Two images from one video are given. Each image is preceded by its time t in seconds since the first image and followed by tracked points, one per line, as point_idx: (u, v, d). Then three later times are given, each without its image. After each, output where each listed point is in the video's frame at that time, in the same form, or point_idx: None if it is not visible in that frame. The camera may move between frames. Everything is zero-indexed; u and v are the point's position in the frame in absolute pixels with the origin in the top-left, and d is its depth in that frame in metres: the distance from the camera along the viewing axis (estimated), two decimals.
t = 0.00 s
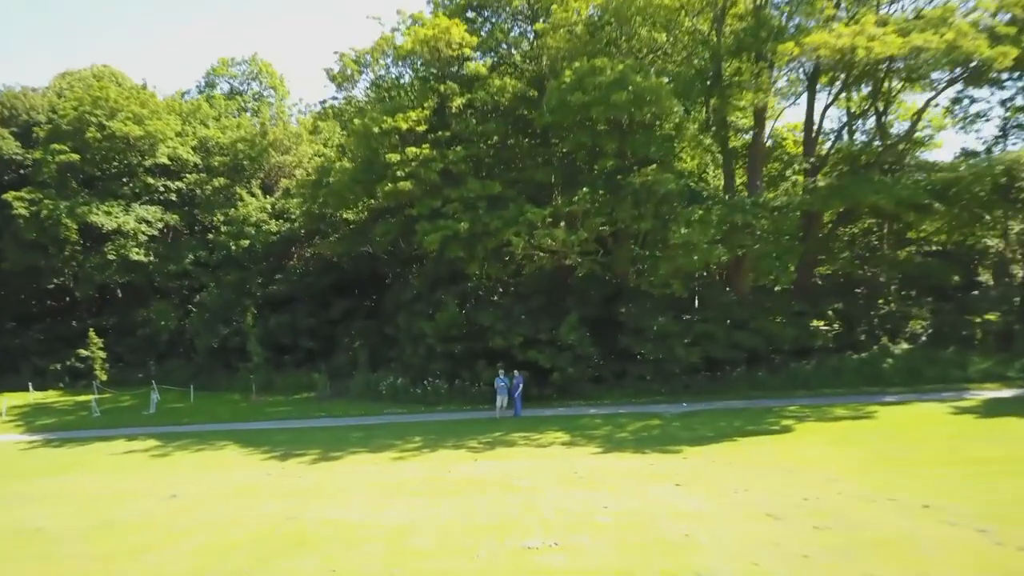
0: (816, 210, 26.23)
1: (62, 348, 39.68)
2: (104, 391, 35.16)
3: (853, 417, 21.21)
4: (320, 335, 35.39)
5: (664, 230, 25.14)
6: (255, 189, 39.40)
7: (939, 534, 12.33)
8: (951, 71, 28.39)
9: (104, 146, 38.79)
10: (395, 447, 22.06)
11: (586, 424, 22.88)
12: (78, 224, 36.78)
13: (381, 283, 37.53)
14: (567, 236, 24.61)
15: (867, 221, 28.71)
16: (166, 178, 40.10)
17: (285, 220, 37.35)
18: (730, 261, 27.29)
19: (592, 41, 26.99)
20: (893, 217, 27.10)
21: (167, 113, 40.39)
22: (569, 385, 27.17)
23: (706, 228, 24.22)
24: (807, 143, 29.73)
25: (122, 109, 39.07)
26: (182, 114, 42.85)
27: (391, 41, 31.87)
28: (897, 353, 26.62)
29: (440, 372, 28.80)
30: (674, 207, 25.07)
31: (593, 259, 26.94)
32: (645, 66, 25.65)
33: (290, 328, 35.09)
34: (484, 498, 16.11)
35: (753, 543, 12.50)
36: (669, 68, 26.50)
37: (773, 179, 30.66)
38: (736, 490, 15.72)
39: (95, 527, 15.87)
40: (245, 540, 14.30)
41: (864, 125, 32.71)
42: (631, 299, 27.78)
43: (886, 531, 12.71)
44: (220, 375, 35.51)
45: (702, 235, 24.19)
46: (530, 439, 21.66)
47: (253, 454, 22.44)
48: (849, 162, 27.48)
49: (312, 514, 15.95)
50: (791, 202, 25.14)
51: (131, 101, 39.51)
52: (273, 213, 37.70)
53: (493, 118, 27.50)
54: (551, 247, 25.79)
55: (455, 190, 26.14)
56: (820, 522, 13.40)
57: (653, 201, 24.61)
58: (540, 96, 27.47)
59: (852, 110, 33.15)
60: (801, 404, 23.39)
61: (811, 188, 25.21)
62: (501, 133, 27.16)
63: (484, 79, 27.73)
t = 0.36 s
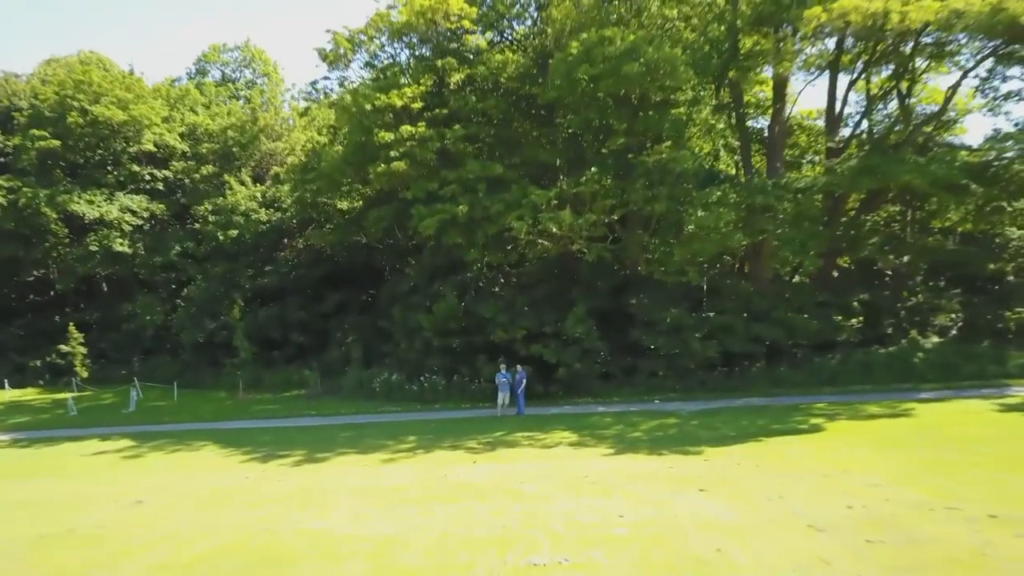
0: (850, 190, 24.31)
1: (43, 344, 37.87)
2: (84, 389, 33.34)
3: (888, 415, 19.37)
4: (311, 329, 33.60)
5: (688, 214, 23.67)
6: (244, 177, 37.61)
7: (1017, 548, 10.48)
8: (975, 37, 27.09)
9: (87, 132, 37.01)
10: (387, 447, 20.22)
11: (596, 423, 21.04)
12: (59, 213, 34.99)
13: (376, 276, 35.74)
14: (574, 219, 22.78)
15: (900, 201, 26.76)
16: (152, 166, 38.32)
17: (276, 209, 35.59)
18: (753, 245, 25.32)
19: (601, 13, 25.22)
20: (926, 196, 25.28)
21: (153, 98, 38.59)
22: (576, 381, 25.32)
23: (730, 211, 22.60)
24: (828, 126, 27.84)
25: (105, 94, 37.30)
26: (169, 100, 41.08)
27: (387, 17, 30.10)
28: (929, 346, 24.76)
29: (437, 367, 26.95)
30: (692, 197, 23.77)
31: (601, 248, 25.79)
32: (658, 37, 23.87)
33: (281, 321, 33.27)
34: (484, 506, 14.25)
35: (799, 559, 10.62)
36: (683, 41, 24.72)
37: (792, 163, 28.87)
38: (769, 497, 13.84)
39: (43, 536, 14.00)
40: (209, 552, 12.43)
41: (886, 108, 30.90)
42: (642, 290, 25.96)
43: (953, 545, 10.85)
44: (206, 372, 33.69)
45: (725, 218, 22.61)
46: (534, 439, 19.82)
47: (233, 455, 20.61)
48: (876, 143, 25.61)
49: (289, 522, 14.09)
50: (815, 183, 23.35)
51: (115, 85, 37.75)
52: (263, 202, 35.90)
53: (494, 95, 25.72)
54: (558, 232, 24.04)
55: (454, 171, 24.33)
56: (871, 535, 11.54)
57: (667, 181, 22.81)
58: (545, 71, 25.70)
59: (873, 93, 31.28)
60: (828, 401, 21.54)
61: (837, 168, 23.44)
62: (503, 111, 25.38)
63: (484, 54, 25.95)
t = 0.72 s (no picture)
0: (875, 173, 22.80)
1: (25, 341, 36.31)
2: (65, 387, 31.77)
3: (923, 414, 17.76)
4: (303, 324, 32.03)
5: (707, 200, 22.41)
6: (235, 166, 36.06)
7: None
8: (1005, 15, 25.54)
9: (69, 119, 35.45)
10: (377, 448, 18.63)
11: (604, 423, 19.45)
12: (39, 202, 33.43)
13: (372, 269, 34.16)
14: (580, 202, 21.20)
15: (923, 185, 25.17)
16: (138, 155, 36.78)
17: (267, 199, 34.08)
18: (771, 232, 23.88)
19: None
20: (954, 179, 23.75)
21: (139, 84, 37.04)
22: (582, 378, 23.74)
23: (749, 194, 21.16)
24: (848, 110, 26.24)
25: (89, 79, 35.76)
26: (158, 87, 39.55)
27: None
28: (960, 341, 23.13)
29: (434, 364, 25.37)
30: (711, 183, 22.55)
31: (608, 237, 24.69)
32: (672, 8, 22.28)
33: (271, 316, 31.70)
34: (483, 516, 12.62)
35: None
36: (698, 13, 23.15)
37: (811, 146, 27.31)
38: (805, 506, 12.22)
39: None
40: (164, 565, 10.82)
41: (908, 91, 29.31)
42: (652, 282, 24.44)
43: None
44: (193, 369, 32.11)
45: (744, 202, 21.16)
46: (538, 439, 18.22)
47: (212, 457, 19.01)
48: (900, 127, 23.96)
49: (262, 532, 12.48)
50: (840, 165, 21.78)
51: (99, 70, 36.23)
52: (254, 191, 34.35)
53: (495, 74, 24.21)
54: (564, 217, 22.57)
55: (452, 152, 22.76)
56: (930, 550, 9.91)
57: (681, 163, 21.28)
58: (550, 47, 24.14)
59: (892, 78, 29.65)
60: (855, 400, 19.93)
61: (863, 148, 21.85)
62: (505, 90, 23.84)
63: (483, 30, 24.48)
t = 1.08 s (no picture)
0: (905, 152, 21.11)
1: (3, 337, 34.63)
2: (42, 385, 30.08)
3: (971, 413, 16.00)
4: (293, 319, 30.32)
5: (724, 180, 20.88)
6: (223, 154, 34.45)
7: None
8: None
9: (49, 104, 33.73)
10: (365, 451, 16.87)
11: (615, 423, 17.72)
12: (16, 191, 31.72)
13: (367, 262, 32.47)
14: (589, 183, 19.48)
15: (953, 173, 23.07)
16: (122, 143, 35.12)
17: (256, 188, 32.46)
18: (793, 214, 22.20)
19: None
20: (991, 159, 21.94)
21: (123, 68, 35.29)
22: (589, 374, 22.01)
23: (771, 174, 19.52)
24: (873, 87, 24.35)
25: (69, 62, 34.08)
26: (143, 72, 37.92)
27: None
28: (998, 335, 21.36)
29: (431, 359, 23.65)
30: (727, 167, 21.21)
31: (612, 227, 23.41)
32: None
33: (259, 311, 30.00)
34: (479, 528, 10.89)
35: None
36: None
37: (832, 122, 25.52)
38: (854, 518, 10.48)
39: None
40: None
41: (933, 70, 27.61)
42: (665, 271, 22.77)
43: None
44: (177, 367, 30.40)
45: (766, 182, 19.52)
46: (543, 441, 16.50)
47: (184, 459, 17.29)
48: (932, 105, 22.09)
49: (223, 546, 10.74)
50: (870, 142, 20.05)
51: (80, 53, 34.54)
52: (242, 180, 32.62)
53: (495, 48, 22.54)
54: (570, 199, 20.88)
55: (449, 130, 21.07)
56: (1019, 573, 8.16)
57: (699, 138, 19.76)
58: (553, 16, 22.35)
59: (917, 56, 27.97)
60: (890, 397, 18.18)
61: (895, 124, 20.12)
62: (506, 64, 22.16)
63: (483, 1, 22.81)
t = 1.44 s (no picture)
0: (934, 131, 19.70)
1: None
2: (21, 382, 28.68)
3: (1018, 411, 14.52)
4: (284, 314, 28.87)
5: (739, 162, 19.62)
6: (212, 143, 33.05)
7: None
8: None
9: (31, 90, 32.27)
10: (353, 452, 15.43)
11: (626, 422, 16.27)
12: None
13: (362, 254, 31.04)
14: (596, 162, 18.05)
15: (976, 159, 21.19)
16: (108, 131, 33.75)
17: (246, 177, 31.09)
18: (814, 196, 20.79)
19: None
20: None
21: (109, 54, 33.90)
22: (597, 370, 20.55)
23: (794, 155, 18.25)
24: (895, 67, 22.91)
25: (52, 46, 32.67)
26: (131, 59, 36.57)
27: None
28: None
29: (427, 355, 22.20)
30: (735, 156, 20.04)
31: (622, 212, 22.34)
32: None
33: (249, 305, 28.58)
34: (476, 540, 9.45)
35: None
36: None
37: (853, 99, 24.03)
38: (909, 531, 9.02)
39: None
40: None
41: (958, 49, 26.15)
42: (678, 260, 21.36)
43: None
44: (162, 363, 28.97)
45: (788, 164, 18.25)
46: (547, 442, 15.06)
47: (157, 461, 15.87)
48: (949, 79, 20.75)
49: (178, 561, 9.30)
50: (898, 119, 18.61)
51: (64, 37, 33.11)
52: (231, 169, 31.19)
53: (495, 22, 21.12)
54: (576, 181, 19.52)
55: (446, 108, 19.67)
56: None
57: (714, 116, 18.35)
58: None
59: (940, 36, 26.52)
60: (924, 394, 16.71)
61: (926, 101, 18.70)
62: (507, 38, 20.75)
63: None
